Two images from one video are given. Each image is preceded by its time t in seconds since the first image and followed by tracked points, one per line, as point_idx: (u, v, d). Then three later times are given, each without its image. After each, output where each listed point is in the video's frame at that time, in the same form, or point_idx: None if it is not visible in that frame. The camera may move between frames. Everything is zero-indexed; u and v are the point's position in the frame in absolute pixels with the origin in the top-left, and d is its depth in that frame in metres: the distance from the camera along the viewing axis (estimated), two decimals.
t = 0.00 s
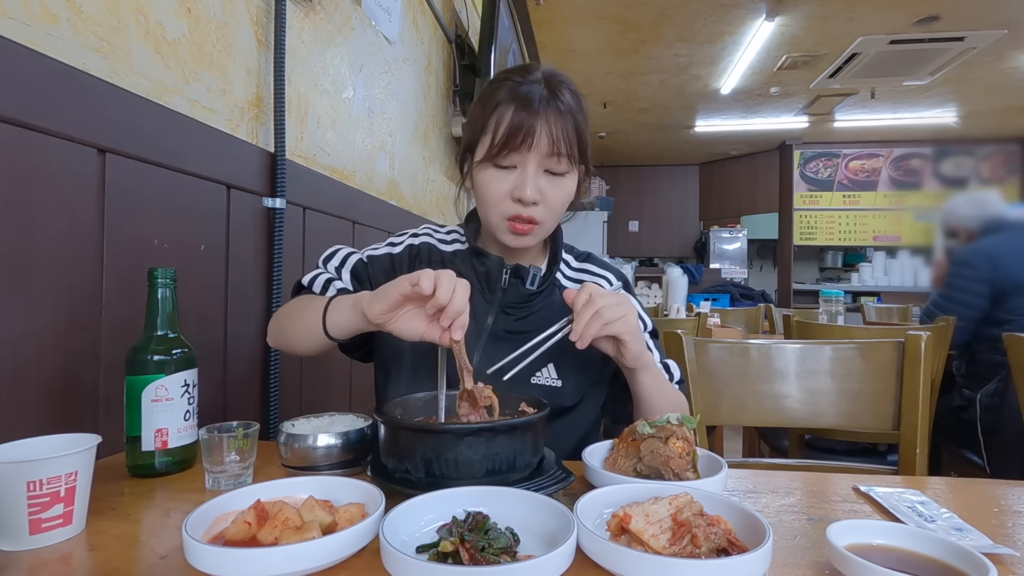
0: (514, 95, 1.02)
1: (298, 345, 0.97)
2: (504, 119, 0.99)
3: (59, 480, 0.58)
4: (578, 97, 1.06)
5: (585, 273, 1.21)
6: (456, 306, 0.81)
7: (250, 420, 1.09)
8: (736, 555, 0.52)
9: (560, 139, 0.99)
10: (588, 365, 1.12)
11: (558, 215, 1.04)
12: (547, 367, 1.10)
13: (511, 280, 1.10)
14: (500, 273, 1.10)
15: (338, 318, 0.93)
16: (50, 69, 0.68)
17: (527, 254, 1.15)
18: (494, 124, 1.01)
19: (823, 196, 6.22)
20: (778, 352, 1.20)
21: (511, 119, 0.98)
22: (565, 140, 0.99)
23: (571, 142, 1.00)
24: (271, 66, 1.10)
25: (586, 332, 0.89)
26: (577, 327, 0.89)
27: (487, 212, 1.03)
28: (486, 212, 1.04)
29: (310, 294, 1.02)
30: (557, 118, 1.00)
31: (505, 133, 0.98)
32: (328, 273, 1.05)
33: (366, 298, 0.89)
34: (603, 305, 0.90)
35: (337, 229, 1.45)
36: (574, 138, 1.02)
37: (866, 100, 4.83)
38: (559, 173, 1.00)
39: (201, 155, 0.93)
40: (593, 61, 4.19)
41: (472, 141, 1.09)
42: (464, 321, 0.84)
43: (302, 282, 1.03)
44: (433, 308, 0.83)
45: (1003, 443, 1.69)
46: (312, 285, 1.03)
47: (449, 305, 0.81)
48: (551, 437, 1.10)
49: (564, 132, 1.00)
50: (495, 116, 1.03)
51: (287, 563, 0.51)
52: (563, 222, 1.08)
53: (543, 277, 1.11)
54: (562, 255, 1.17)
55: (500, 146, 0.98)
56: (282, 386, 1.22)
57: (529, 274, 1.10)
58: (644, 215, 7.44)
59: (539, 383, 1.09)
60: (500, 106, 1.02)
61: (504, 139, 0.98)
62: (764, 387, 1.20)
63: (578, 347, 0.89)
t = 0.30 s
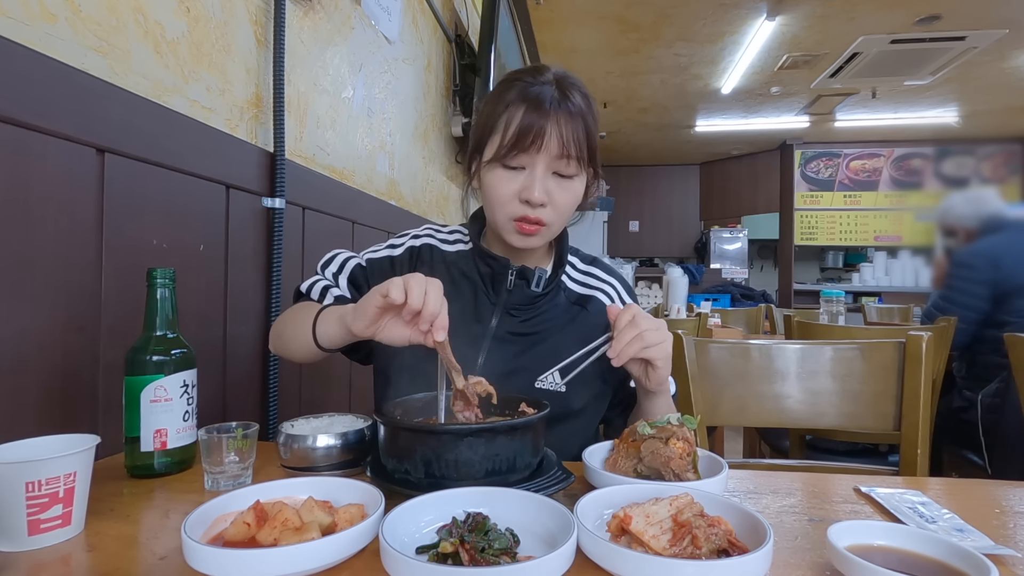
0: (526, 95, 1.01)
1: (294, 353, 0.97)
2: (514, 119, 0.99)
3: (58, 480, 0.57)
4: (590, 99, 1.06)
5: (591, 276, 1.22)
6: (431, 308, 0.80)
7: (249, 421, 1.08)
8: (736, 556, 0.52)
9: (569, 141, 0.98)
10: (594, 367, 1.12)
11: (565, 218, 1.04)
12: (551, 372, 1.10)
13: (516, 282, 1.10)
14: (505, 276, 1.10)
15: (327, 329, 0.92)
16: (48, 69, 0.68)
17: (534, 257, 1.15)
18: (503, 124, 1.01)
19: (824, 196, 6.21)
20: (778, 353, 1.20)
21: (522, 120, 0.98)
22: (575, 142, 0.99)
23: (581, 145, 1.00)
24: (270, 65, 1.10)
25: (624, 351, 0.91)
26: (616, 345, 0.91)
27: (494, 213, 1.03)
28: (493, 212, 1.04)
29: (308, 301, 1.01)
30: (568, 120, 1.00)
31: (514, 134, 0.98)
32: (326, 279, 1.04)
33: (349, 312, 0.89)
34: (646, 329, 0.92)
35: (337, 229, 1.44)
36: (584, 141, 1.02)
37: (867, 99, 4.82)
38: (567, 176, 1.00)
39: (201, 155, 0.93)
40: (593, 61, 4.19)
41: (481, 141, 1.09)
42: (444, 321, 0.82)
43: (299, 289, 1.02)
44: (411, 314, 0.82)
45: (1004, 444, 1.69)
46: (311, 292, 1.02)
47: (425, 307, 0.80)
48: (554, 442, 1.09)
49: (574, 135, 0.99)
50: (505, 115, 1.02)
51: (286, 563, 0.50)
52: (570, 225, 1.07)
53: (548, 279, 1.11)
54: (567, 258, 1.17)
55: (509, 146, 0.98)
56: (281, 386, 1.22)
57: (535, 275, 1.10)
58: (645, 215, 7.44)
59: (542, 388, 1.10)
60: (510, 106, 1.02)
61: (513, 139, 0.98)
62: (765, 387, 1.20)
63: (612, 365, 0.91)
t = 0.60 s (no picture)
0: (535, 94, 1.01)
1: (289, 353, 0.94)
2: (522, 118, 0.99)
3: (56, 481, 0.57)
4: (603, 100, 1.06)
5: (601, 280, 1.22)
6: (390, 316, 0.76)
7: (248, 421, 1.08)
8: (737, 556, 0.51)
9: (578, 142, 0.98)
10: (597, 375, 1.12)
11: (573, 221, 1.03)
12: (554, 384, 1.10)
13: (522, 287, 1.09)
14: (511, 282, 1.10)
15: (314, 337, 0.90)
16: (48, 69, 0.68)
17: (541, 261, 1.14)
18: (511, 123, 1.01)
19: (824, 196, 6.21)
20: (779, 354, 1.19)
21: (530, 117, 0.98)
22: (584, 142, 0.99)
23: (590, 146, 1.00)
24: (269, 64, 1.09)
25: (689, 360, 0.94)
26: (686, 351, 0.95)
27: (501, 213, 1.03)
28: (499, 213, 1.03)
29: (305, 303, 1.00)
30: (579, 119, 0.99)
31: (522, 133, 0.98)
32: (322, 281, 1.03)
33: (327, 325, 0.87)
34: (717, 347, 0.96)
35: (336, 229, 1.44)
36: (594, 141, 1.01)
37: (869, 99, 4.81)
38: (576, 177, 0.99)
39: (199, 155, 0.93)
40: (593, 60, 4.18)
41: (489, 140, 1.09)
42: (410, 312, 0.78)
43: (296, 292, 1.02)
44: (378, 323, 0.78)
45: (1004, 444, 1.69)
46: (307, 295, 1.01)
47: (384, 317, 0.76)
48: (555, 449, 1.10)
49: (584, 134, 0.99)
50: (513, 115, 1.02)
51: (286, 565, 0.50)
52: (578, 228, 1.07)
53: (555, 284, 1.10)
54: (576, 264, 1.17)
55: (516, 145, 0.97)
56: (280, 387, 1.21)
57: (541, 281, 1.09)
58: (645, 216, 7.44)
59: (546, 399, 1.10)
60: (520, 104, 1.02)
61: (521, 138, 0.97)
62: (765, 387, 1.19)
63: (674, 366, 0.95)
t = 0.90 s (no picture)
0: (541, 94, 1.01)
1: (285, 353, 0.94)
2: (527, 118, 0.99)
3: (55, 481, 0.57)
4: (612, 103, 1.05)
5: (613, 289, 1.23)
6: (394, 266, 0.77)
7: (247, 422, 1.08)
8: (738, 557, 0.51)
9: (582, 144, 0.97)
10: (603, 387, 1.12)
11: (576, 228, 1.00)
12: (560, 398, 1.09)
13: (529, 296, 1.09)
14: (518, 292, 1.09)
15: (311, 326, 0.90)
16: (46, 69, 0.67)
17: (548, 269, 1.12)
18: (515, 122, 1.01)
19: (825, 196, 6.20)
20: (780, 354, 1.20)
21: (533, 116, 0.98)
22: (588, 144, 0.98)
23: (595, 149, 0.99)
24: (269, 64, 1.09)
25: (772, 406, 0.86)
26: (773, 396, 0.87)
27: (502, 216, 1.01)
28: (501, 216, 1.02)
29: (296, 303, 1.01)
30: (583, 120, 0.99)
31: (525, 132, 0.98)
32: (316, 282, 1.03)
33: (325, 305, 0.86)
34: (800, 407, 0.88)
35: (335, 229, 1.44)
36: (600, 144, 1.00)
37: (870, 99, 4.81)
38: (579, 179, 0.98)
39: (198, 155, 0.92)
40: (593, 59, 4.18)
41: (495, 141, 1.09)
42: (413, 262, 0.78)
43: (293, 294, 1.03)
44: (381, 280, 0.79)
45: (1006, 445, 1.68)
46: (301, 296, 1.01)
47: (389, 268, 0.77)
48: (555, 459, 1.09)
49: (587, 137, 0.98)
50: (517, 114, 1.02)
51: (285, 565, 0.50)
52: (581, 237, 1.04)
53: (563, 293, 1.10)
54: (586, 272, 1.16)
55: (519, 144, 0.97)
56: (279, 387, 1.21)
57: (549, 291, 1.09)
58: (645, 216, 7.43)
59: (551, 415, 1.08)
60: (526, 101, 1.02)
61: (523, 136, 0.97)
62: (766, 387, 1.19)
63: (755, 406, 0.86)
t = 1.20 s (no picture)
0: (528, 98, 1.00)
1: (283, 356, 0.94)
2: (512, 122, 0.98)
3: (54, 482, 0.57)
4: (604, 108, 1.03)
5: (619, 297, 1.19)
6: (409, 228, 0.81)
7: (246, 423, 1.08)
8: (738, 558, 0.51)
9: (568, 149, 0.95)
10: (604, 399, 1.09)
11: (566, 236, 0.99)
12: (560, 411, 1.06)
13: (530, 306, 1.06)
14: (518, 301, 1.07)
15: (315, 321, 0.90)
16: (43, 69, 0.67)
17: (548, 276, 1.11)
18: (501, 127, 1.00)
19: (827, 195, 6.19)
20: (781, 355, 1.20)
21: (519, 122, 0.97)
22: (574, 150, 0.96)
23: (582, 154, 0.97)
24: (268, 64, 1.09)
25: (784, 426, 0.85)
26: (785, 416, 0.86)
27: (491, 224, 1.01)
28: (490, 223, 1.01)
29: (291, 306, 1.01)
30: (570, 127, 0.97)
31: (509, 137, 0.97)
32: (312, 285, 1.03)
33: (335, 284, 0.87)
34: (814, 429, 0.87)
35: (335, 229, 1.43)
36: (587, 149, 0.98)
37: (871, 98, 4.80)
38: (566, 186, 0.96)
39: (198, 155, 0.92)
40: (594, 59, 4.17)
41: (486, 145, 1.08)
42: (426, 229, 0.82)
43: (290, 298, 1.03)
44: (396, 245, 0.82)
45: (1008, 446, 1.68)
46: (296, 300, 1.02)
47: (403, 232, 0.81)
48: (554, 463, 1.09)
49: (574, 142, 0.97)
50: (503, 118, 1.01)
51: (284, 566, 0.50)
52: (571, 247, 1.02)
53: (565, 302, 1.07)
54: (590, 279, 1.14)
55: (504, 150, 0.97)
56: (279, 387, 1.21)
57: (551, 301, 1.06)
58: (646, 216, 7.42)
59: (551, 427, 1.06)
60: (513, 105, 1.00)
61: (508, 143, 0.96)
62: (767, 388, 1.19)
63: (765, 424, 0.86)
